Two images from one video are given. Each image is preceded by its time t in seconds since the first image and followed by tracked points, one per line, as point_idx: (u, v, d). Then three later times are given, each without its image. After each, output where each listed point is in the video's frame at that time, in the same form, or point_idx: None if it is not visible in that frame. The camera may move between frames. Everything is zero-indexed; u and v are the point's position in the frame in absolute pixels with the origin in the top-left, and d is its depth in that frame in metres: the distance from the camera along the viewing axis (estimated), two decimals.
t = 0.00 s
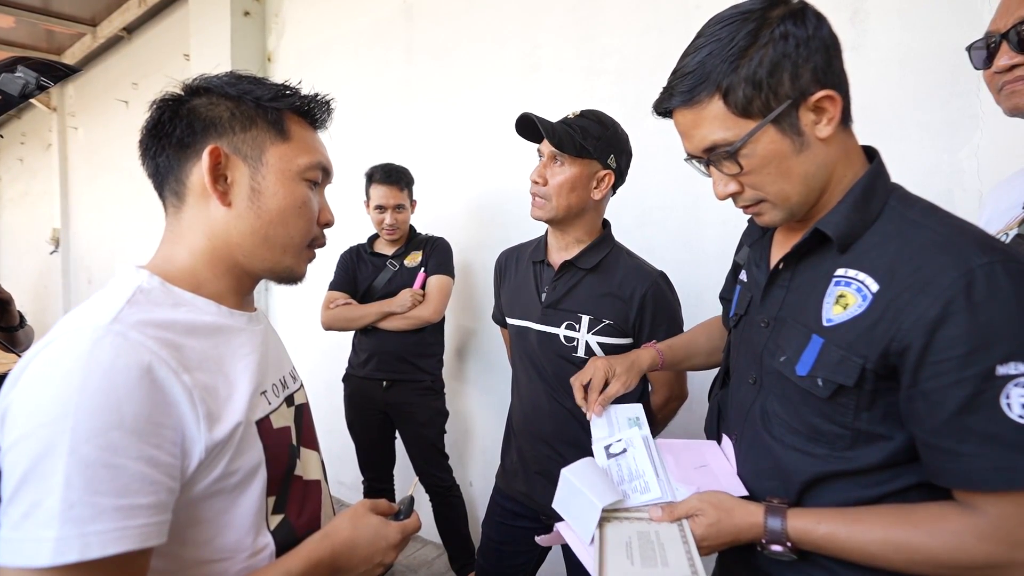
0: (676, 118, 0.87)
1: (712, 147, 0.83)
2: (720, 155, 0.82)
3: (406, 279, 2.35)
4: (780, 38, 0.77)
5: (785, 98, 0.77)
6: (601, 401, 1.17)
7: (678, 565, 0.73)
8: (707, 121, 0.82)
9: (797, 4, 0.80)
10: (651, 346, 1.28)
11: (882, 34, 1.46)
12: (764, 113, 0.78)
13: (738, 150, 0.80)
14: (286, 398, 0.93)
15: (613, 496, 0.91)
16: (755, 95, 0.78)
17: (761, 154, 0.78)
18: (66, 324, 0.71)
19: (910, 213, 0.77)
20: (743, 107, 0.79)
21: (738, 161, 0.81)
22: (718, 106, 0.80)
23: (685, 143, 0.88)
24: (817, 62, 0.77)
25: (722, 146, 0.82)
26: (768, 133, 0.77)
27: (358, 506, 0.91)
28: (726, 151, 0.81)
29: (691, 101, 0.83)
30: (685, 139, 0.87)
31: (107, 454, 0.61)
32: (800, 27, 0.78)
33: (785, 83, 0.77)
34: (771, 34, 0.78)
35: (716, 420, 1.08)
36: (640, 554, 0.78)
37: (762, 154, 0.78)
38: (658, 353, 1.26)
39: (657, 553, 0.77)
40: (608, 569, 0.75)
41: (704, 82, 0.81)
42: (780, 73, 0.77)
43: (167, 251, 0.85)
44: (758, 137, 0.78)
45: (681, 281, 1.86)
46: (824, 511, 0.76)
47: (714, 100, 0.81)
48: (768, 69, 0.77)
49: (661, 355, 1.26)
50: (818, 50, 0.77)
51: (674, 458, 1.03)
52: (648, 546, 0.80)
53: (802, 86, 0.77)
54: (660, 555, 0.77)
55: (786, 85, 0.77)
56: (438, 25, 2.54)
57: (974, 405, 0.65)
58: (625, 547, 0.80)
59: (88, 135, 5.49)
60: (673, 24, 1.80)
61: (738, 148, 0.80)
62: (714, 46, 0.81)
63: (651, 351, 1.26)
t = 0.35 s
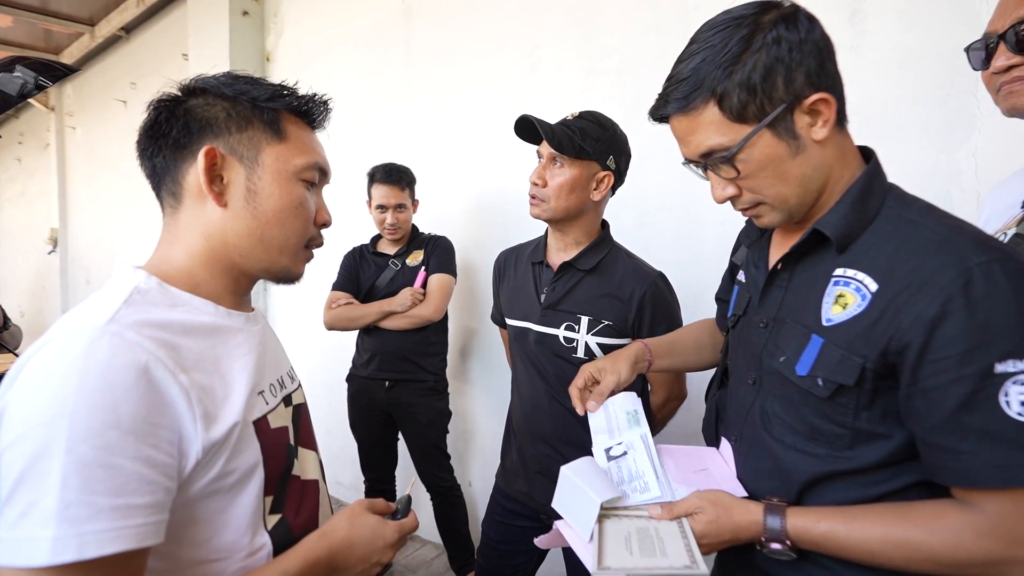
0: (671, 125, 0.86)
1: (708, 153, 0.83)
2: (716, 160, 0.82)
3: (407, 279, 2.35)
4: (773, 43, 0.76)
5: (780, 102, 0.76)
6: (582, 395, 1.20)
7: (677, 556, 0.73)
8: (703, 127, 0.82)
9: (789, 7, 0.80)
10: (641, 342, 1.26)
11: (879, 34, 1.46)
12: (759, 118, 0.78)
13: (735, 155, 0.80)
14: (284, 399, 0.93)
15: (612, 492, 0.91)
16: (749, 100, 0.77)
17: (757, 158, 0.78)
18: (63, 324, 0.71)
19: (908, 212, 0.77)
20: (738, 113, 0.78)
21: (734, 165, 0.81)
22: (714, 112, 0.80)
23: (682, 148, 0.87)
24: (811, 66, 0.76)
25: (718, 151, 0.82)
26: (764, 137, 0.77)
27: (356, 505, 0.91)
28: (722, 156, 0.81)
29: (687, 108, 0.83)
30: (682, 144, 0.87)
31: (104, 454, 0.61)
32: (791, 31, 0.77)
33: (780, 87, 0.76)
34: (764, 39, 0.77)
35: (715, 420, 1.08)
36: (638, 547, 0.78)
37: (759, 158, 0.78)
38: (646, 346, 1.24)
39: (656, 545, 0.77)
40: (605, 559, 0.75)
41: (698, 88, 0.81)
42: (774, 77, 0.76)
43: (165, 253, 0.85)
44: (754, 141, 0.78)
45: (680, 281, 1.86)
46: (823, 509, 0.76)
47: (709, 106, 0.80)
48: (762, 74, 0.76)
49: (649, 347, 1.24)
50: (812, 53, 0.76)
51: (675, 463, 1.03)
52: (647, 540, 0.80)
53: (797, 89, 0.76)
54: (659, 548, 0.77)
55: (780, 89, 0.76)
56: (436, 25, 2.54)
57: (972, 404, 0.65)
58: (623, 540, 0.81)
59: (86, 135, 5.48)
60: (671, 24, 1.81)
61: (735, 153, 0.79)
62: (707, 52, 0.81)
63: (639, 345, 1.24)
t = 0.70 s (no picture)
0: (672, 125, 0.86)
1: (708, 152, 0.83)
2: (717, 160, 0.82)
3: (408, 278, 2.35)
4: (773, 43, 0.76)
5: (780, 102, 0.76)
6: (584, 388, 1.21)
7: (679, 555, 0.73)
8: (703, 126, 0.82)
9: (790, 7, 0.80)
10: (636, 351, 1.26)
11: (878, 34, 1.46)
12: (759, 118, 0.78)
13: (735, 155, 0.80)
14: (284, 398, 0.93)
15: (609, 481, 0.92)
16: (750, 100, 0.77)
17: (758, 158, 0.78)
18: (60, 323, 0.71)
19: (909, 211, 0.77)
20: (738, 112, 0.78)
21: (735, 165, 0.81)
22: (715, 111, 0.80)
23: (683, 147, 0.87)
24: (811, 66, 0.76)
25: (719, 151, 0.81)
26: (764, 137, 0.77)
27: (357, 505, 0.91)
28: (723, 156, 0.81)
29: (687, 107, 0.82)
30: (682, 143, 0.87)
31: (103, 454, 0.61)
32: (792, 30, 0.77)
33: (780, 87, 0.76)
34: (765, 39, 0.77)
35: (715, 419, 1.08)
36: (639, 542, 0.78)
37: (759, 157, 0.78)
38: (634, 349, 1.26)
39: (657, 542, 0.77)
40: (606, 554, 0.75)
41: (699, 88, 0.81)
42: (775, 77, 0.76)
43: (163, 252, 0.85)
44: (755, 141, 0.78)
45: (679, 281, 1.86)
46: (824, 507, 0.76)
47: (710, 105, 0.80)
48: (763, 74, 0.76)
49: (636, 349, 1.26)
50: (812, 53, 0.76)
51: (676, 458, 1.04)
52: (647, 536, 0.79)
53: (797, 89, 0.76)
54: (660, 545, 0.76)
55: (781, 89, 0.76)
56: (435, 24, 2.54)
57: (973, 401, 0.65)
58: (623, 535, 0.80)
59: (84, 135, 5.47)
60: (670, 24, 1.81)
61: (735, 152, 0.79)
62: (708, 51, 0.81)
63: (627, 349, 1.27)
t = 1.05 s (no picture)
0: (672, 126, 0.87)
1: (709, 153, 0.83)
2: (717, 161, 0.83)
3: (406, 279, 2.35)
4: (773, 45, 0.77)
5: (780, 103, 0.77)
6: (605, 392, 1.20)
7: (681, 562, 0.73)
8: (703, 127, 0.82)
9: (789, 9, 0.80)
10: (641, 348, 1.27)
11: (877, 34, 1.47)
12: (759, 119, 0.78)
13: (735, 156, 0.80)
14: (288, 398, 0.93)
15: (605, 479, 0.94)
16: (750, 101, 0.78)
17: (758, 159, 0.79)
18: (66, 324, 0.71)
19: (908, 211, 0.78)
20: (738, 113, 0.79)
21: (734, 166, 0.81)
22: (715, 112, 0.81)
23: (683, 148, 0.88)
24: (811, 67, 0.77)
25: (719, 152, 0.82)
26: (764, 138, 0.78)
27: (361, 504, 0.91)
28: (723, 157, 0.82)
29: (687, 109, 0.83)
30: (682, 144, 0.88)
31: (112, 453, 0.61)
32: (792, 32, 0.77)
33: (780, 88, 0.77)
34: (764, 41, 0.78)
35: (715, 419, 1.09)
36: (641, 548, 0.78)
37: (759, 159, 0.79)
38: (643, 349, 1.26)
39: (659, 547, 0.77)
40: (609, 562, 0.75)
41: (699, 89, 0.81)
42: (775, 78, 0.77)
43: (166, 252, 0.85)
44: (754, 142, 0.78)
45: (679, 282, 1.87)
46: (824, 508, 0.77)
47: (710, 106, 0.81)
48: (763, 75, 0.77)
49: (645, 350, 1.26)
50: (812, 55, 0.77)
51: (676, 460, 1.04)
52: (650, 541, 0.79)
53: (797, 91, 0.77)
54: (661, 550, 0.76)
55: (780, 90, 0.77)
56: (435, 23, 2.54)
57: (973, 401, 0.65)
58: (625, 539, 0.80)
59: (82, 134, 5.46)
60: (669, 24, 1.81)
61: (735, 154, 0.80)
62: (708, 53, 0.81)
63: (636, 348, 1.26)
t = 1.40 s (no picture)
0: (678, 127, 0.87)
1: (715, 154, 0.83)
2: (724, 162, 0.83)
3: (408, 279, 2.35)
4: (781, 46, 0.77)
5: (788, 105, 0.77)
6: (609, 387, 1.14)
7: (684, 561, 0.73)
8: (710, 129, 0.82)
9: (797, 10, 0.80)
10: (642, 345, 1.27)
11: (879, 35, 1.48)
12: (767, 120, 0.78)
13: (742, 158, 0.80)
14: (293, 400, 0.93)
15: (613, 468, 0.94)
16: (758, 103, 0.78)
17: (765, 160, 0.79)
18: (74, 325, 0.71)
19: (914, 212, 0.78)
20: (746, 115, 0.79)
21: (741, 168, 0.81)
22: (722, 113, 0.81)
23: (689, 149, 0.88)
24: (819, 69, 0.77)
25: (726, 153, 0.82)
26: (771, 139, 0.78)
27: (366, 508, 0.91)
28: (730, 158, 0.82)
29: (695, 110, 0.83)
30: (689, 145, 0.88)
31: (120, 457, 0.61)
32: (800, 34, 0.77)
33: (787, 90, 0.77)
34: (772, 42, 0.78)
35: (719, 420, 1.09)
36: (645, 543, 0.78)
37: (766, 160, 0.79)
38: (648, 350, 1.24)
39: (663, 545, 0.77)
40: (612, 557, 0.75)
41: (707, 90, 0.81)
42: (783, 80, 0.77)
43: (172, 253, 0.85)
44: (761, 143, 0.78)
45: (681, 282, 1.87)
46: (830, 509, 0.77)
47: (718, 108, 0.81)
48: (770, 77, 0.77)
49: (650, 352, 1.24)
50: (819, 56, 0.77)
51: (682, 452, 1.03)
52: (654, 536, 0.80)
53: (804, 92, 0.77)
54: (665, 548, 0.77)
55: (788, 92, 0.77)
56: (435, 23, 2.54)
57: (979, 401, 0.66)
58: (630, 533, 0.81)
59: (80, 134, 5.44)
60: (670, 24, 1.81)
61: (742, 155, 0.80)
62: (716, 54, 0.81)
63: (642, 348, 1.24)
